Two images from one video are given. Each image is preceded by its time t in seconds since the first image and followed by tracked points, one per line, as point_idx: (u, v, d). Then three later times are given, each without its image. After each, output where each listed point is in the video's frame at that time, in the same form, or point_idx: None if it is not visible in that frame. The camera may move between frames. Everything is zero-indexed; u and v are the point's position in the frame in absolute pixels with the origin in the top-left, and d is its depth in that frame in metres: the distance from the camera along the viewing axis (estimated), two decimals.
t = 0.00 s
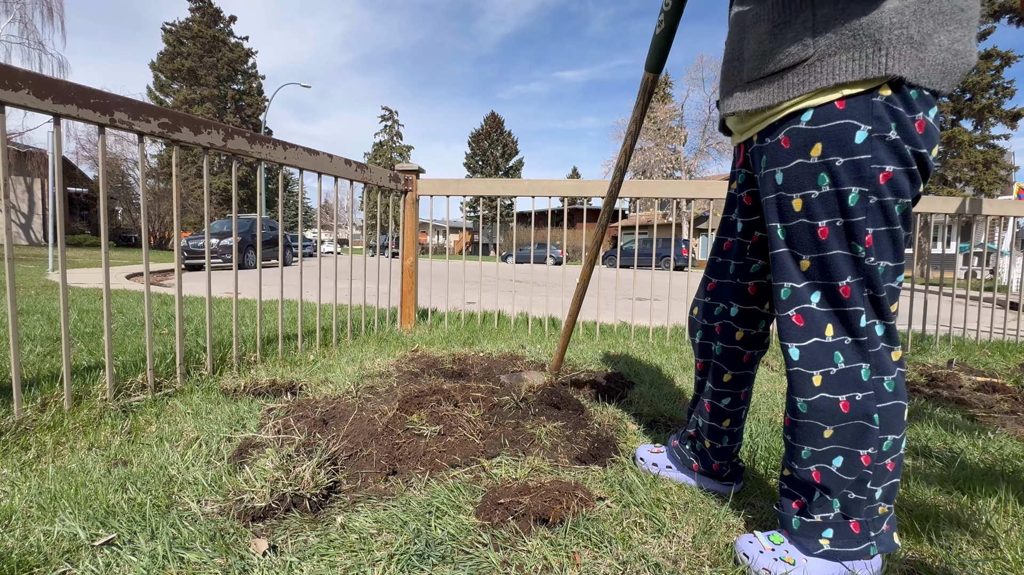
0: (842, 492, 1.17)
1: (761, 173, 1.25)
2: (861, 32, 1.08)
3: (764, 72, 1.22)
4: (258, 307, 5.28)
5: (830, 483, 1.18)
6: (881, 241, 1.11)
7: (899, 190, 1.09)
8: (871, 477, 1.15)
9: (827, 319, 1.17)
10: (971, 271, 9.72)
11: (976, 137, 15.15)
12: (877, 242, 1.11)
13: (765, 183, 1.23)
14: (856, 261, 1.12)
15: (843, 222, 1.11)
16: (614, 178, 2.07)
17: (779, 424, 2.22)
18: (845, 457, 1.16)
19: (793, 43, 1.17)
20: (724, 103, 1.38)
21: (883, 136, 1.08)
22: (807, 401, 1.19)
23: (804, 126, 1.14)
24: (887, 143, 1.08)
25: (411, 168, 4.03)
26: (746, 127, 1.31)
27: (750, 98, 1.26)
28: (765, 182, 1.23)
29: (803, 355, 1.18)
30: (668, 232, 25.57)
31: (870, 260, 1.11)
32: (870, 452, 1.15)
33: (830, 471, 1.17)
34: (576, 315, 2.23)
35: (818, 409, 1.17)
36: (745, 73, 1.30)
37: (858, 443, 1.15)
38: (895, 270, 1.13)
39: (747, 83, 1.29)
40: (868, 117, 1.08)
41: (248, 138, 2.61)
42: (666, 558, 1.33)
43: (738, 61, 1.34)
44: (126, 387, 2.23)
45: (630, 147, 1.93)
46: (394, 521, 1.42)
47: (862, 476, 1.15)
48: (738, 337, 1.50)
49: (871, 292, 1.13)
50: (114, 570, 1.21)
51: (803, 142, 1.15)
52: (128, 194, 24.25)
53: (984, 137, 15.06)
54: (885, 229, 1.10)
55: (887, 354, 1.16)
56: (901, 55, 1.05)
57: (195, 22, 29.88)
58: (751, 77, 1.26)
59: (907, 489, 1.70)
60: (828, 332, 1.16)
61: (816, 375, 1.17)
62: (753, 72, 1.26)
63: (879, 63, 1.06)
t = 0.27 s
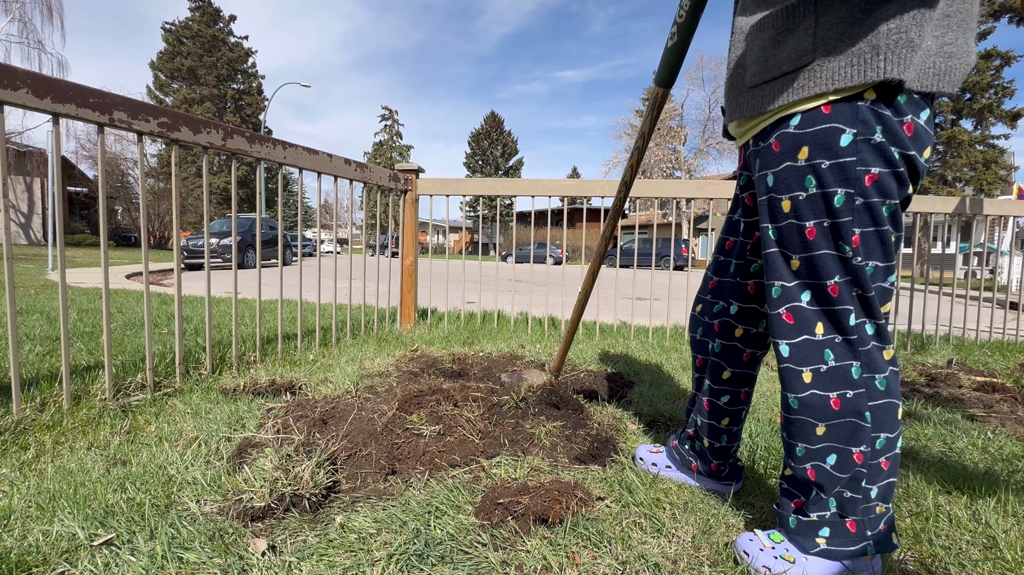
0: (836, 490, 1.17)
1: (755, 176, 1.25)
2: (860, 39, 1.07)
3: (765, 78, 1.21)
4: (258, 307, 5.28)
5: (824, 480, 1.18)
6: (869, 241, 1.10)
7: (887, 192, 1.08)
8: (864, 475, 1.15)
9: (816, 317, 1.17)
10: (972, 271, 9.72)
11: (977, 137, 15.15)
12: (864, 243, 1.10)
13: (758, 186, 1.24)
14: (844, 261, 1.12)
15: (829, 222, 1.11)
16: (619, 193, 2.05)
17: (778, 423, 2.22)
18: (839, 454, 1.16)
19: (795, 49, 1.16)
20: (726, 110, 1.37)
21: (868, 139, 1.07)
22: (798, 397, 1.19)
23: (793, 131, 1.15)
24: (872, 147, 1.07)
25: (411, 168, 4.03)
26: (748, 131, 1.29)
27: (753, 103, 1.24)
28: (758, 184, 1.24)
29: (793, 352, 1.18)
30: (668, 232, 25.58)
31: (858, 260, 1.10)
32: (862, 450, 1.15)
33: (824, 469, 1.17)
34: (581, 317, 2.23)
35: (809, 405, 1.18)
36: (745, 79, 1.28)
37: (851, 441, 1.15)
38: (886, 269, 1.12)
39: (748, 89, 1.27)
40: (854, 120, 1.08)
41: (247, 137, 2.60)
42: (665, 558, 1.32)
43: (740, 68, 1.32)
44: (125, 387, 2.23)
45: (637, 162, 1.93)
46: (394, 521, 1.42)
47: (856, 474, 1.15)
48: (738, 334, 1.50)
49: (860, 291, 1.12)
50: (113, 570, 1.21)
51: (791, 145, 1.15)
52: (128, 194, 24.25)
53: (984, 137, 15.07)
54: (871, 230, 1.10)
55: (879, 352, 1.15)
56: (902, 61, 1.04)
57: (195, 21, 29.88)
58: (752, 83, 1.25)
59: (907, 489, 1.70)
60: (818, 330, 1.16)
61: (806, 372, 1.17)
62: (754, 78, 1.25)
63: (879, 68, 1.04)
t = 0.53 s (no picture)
0: (839, 490, 1.17)
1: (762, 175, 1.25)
2: (879, 36, 1.06)
3: (780, 75, 1.19)
4: (258, 307, 5.28)
5: (827, 481, 1.18)
6: (878, 241, 1.11)
7: (896, 191, 1.09)
8: (867, 475, 1.15)
9: (823, 318, 1.16)
10: (972, 271, 9.72)
11: (976, 137, 15.14)
12: (873, 242, 1.11)
13: (765, 184, 1.23)
14: (852, 261, 1.12)
15: (839, 221, 1.11)
16: (627, 195, 2.03)
17: (778, 423, 2.22)
18: (842, 455, 1.16)
19: (811, 46, 1.14)
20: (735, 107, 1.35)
21: (880, 138, 1.08)
22: (803, 398, 1.20)
23: (804, 128, 1.14)
24: (883, 146, 1.08)
25: (411, 168, 4.03)
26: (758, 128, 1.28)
27: (766, 101, 1.23)
28: (765, 183, 1.23)
29: (799, 352, 1.18)
30: (668, 232, 25.59)
31: (866, 259, 1.11)
32: (866, 451, 1.15)
33: (828, 469, 1.18)
34: (582, 318, 2.23)
35: (814, 406, 1.18)
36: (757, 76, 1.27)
37: (855, 442, 1.15)
38: (893, 270, 1.13)
39: (760, 86, 1.25)
40: (867, 118, 1.08)
41: (247, 137, 2.61)
42: (665, 557, 1.32)
43: (750, 66, 1.30)
44: (125, 387, 2.23)
45: (646, 163, 1.92)
46: (394, 521, 1.42)
47: (859, 475, 1.15)
48: (742, 335, 1.50)
49: (867, 292, 1.13)
50: (113, 570, 1.21)
51: (802, 143, 1.15)
52: (128, 194, 24.25)
53: (983, 137, 15.07)
54: (880, 230, 1.10)
55: (884, 353, 1.15)
56: (921, 58, 1.04)
57: (195, 21, 29.86)
58: (765, 80, 1.23)
59: (907, 488, 1.70)
60: (824, 331, 1.16)
61: (811, 373, 1.18)
62: (767, 75, 1.23)
63: (899, 65, 1.04)
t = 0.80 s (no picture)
0: (844, 491, 1.17)
1: (777, 172, 1.24)
2: (900, 32, 1.06)
3: (797, 71, 1.17)
4: (257, 306, 5.28)
5: (833, 481, 1.18)
6: (893, 240, 1.11)
7: (915, 190, 1.09)
8: (874, 476, 1.15)
9: (836, 318, 1.16)
10: (972, 271, 9.72)
11: (976, 137, 15.13)
12: (889, 241, 1.11)
13: (781, 182, 1.22)
14: (868, 260, 1.12)
15: (857, 219, 1.11)
16: (636, 194, 2.04)
17: (778, 423, 2.22)
18: (849, 455, 1.16)
19: (831, 41, 1.13)
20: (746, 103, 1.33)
21: (900, 136, 1.08)
22: (812, 399, 1.20)
23: (822, 124, 1.13)
24: (904, 143, 1.08)
25: (411, 168, 4.03)
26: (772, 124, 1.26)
27: (782, 96, 1.21)
28: (780, 180, 1.22)
29: (810, 353, 1.18)
30: (668, 232, 25.59)
31: (882, 259, 1.11)
32: (873, 452, 1.15)
33: (833, 470, 1.18)
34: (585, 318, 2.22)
35: (823, 407, 1.18)
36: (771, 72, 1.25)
37: (863, 443, 1.15)
38: (906, 270, 1.13)
39: (775, 81, 1.23)
40: (887, 114, 1.08)
41: (247, 137, 2.61)
42: (665, 557, 1.32)
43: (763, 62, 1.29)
44: (125, 387, 2.22)
45: (658, 163, 1.92)
46: (394, 521, 1.42)
47: (865, 475, 1.15)
48: (746, 337, 1.50)
49: (882, 291, 1.13)
50: (113, 570, 1.21)
51: (820, 139, 1.14)
52: (128, 193, 24.25)
53: (983, 137, 15.07)
54: (897, 228, 1.10)
55: (895, 354, 1.16)
56: (942, 55, 1.04)
57: (195, 21, 29.86)
58: (781, 75, 1.21)
59: (907, 488, 1.70)
60: (836, 331, 1.16)
61: (822, 374, 1.18)
62: (783, 71, 1.21)
63: (921, 61, 1.04)
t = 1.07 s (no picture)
0: (846, 492, 1.17)
1: (784, 171, 1.23)
2: (911, 34, 1.06)
3: (806, 70, 1.16)
4: (257, 306, 5.28)
5: (835, 483, 1.18)
6: (900, 241, 1.11)
7: (922, 190, 1.09)
8: (876, 477, 1.15)
9: (841, 320, 1.16)
10: (972, 271, 9.73)
11: (976, 137, 15.14)
12: (896, 241, 1.11)
13: (787, 181, 1.22)
14: (874, 261, 1.12)
15: (864, 219, 1.11)
16: (642, 195, 2.04)
17: (778, 423, 2.22)
18: (851, 457, 1.16)
19: (841, 40, 1.12)
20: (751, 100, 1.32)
21: (909, 136, 1.08)
22: (816, 401, 1.19)
23: (831, 123, 1.13)
24: (912, 143, 1.08)
25: (411, 168, 4.04)
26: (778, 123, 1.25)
27: (790, 95, 1.19)
28: (787, 180, 1.22)
29: (814, 355, 1.19)
30: (668, 232, 25.59)
31: (889, 260, 1.11)
32: (876, 453, 1.14)
33: (836, 471, 1.17)
34: (587, 318, 2.22)
35: (826, 409, 1.18)
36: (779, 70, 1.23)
37: (866, 444, 1.15)
38: (912, 271, 1.13)
39: (782, 79, 1.22)
40: (897, 114, 1.08)
41: (247, 137, 2.61)
42: (665, 557, 1.32)
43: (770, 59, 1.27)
44: (125, 387, 2.22)
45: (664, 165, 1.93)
46: (394, 521, 1.41)
47: (867, 477, 1.15)
48: (750, 337, 1.50)
49: (888, 293, 1.12)
50: (113, 570, 1.21)
51: (829, 139, 1.13)
52: (128, 193, 24.25)
53: (983, 137, 15.06)
54: (904, 228, 1.10)
55: (898, 356, 1.16)
56: (950, 59, 1.05)
57: (195, 21, 29.87)
58: (789, 74, 1.20)
59: (907, 488, 1.70)
60: (841, 333, 1.16)
61: (826, 375, 1.18)
62: (790, 69, 1.19)
63: (932, 65, 1.04)
